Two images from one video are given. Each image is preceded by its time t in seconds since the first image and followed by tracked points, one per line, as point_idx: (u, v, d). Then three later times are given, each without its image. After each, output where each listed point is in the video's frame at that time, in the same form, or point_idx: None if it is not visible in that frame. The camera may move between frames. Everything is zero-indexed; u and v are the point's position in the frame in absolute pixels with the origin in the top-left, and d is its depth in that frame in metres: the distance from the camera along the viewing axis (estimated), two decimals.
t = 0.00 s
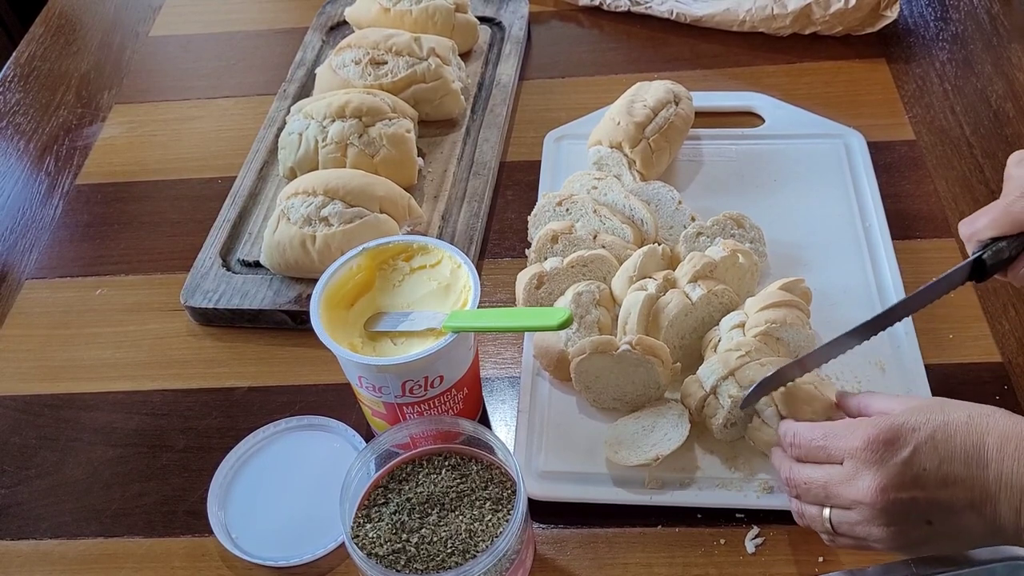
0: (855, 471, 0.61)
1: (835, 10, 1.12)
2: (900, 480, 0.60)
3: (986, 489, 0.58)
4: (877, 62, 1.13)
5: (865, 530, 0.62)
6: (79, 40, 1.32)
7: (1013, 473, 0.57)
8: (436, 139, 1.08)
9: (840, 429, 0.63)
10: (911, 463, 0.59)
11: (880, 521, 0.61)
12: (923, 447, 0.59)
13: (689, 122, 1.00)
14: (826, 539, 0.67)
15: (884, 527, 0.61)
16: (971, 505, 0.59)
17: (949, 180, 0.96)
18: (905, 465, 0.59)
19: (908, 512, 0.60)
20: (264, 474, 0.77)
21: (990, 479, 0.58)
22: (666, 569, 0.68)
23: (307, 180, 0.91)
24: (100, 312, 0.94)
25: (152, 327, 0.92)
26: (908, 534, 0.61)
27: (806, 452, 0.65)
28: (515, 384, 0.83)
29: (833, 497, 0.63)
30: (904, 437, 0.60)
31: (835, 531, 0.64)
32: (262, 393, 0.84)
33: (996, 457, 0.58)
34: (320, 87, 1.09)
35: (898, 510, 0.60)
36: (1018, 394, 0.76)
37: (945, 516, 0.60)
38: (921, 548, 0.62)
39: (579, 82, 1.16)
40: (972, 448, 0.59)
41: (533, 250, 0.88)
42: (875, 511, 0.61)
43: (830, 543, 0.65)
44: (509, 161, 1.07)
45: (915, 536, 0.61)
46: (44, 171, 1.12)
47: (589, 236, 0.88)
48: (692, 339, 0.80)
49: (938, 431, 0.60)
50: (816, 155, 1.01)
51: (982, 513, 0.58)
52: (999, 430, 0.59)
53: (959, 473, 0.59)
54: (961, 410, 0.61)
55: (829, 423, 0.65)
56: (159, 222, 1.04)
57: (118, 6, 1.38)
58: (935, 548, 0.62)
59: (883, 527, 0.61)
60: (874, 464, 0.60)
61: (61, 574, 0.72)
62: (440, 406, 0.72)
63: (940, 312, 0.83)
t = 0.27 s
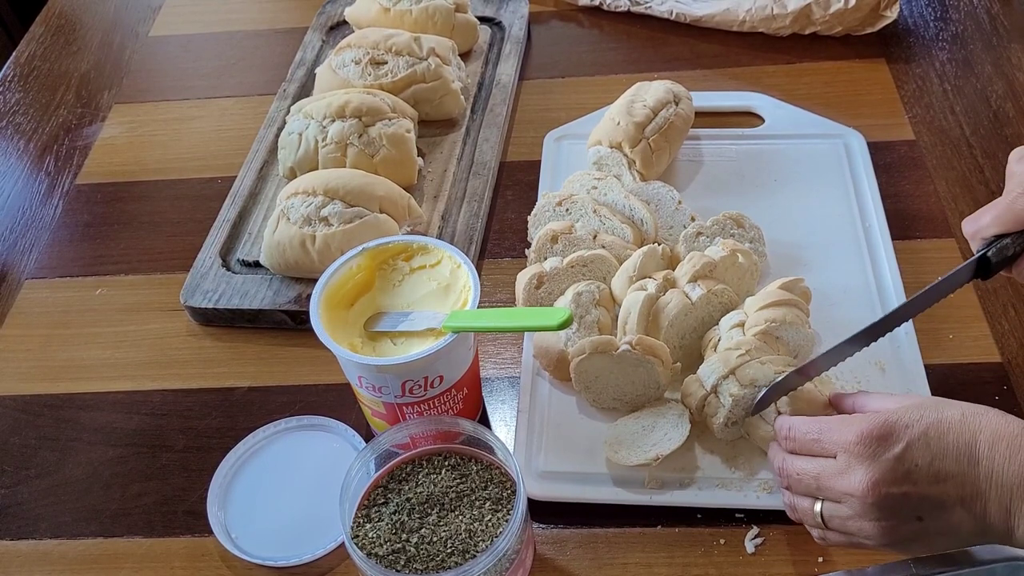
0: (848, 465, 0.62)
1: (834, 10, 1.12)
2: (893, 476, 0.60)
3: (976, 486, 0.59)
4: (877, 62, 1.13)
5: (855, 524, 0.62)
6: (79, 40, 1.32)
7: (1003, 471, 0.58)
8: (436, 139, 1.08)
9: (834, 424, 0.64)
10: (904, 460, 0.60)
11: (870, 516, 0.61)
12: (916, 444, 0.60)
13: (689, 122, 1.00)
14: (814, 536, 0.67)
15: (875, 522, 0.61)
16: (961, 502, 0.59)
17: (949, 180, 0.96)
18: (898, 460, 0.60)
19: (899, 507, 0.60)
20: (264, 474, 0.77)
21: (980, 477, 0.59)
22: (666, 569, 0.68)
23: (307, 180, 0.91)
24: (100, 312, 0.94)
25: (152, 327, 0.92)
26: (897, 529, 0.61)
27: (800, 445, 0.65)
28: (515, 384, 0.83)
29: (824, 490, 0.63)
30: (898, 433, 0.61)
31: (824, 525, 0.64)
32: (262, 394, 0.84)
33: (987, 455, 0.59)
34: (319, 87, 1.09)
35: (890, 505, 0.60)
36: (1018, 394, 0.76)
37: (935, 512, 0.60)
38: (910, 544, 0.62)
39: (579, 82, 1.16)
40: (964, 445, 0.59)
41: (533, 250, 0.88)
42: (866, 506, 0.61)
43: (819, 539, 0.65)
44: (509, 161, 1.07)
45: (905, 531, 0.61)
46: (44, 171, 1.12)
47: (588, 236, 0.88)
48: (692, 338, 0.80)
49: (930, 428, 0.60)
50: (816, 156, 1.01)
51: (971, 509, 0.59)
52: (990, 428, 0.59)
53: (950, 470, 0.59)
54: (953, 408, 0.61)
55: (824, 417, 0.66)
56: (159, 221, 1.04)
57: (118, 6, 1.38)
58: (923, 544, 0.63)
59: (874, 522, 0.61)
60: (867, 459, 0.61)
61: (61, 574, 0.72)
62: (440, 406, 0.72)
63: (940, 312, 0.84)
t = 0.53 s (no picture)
0: (836, 469, 0.61)
1: (835, 10, 1.12)
2: (880, 481, 0.60)
3: (963, 496, 0.58)
4: (878, 62, 1.13)
5: (841, 528, 0.62)
6: (79, 40, 1.32)
7: (991, 482, 0.58)
8: (436, 139, 1.08)
9: (827, 428, 0.63)
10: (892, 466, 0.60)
11: (856, 520, 0.61)
12: (906, 451, 0.60)
13: (688, 122, 1.00)
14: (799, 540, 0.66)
15: (860, 527, 0.61)
16: (948, 512, 0.59)
17: (949, 180, 0.96)
18: (886, 467, 0.60)
19: (885, 513, 0.60)
20: (263, 474, 0.77)
21: (968, 487, 0.58)
22: (666, 569, 0.68)
23: (307, 180, 0.91)
24: (100, 312, 0.94)
25: (152, 327, 0.92)
26: (883, 536, 0.61)
27: (791, 447, 0.65)
28: (515, 384, 0.83)
29: (812, 492, 0.63)
30: (888, 440, 0.60)
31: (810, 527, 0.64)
32: (262, 393, 0.84)
33: (976, 465, 0.58)
34: (319, 87, 1.09)
35: (876, 511, 0.60)
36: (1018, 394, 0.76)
37: (921, 520, 0.60)
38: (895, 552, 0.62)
39: (579, 82, 1.16)
40: (953, 455, 0.59)
41: (532, 250, 0.88)
42: (852, 509, 0.60)
43: (805, 542, 0.65)
44: (509, 160, 1.07)
45: (890, 538, 0.61)
46: (44, 171, 1.12)
47: (588, 235, 0.88)
48: (691, 338, 0.80)
49: (921, 436, 0.60)
50: (816, 156, 1.01)
51: (958, 519, 0.59)
52: (982, 439, 0.59)
53: (939, 479, 0.59)
54: (946, 418, 0.61)
55: (817, 420, 0.65)
56: (159, 221, 1.04)
57: (118, 6, 1.38)
58: (908, 553, 0.62)
59: (860, 526, 0.61)
60: (856, 463, 0.60)
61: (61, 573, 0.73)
62: (440, 406, 0.72)
63: (940, 312, 0.84)
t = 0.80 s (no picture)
0: (827, 465, 0.61)
1: (835, 10, 1.12)
2: (871, 479, 0.60)
3: (954, 495, 0.58)
4: (878, 62, 1.13)
5: (832, 525, 0.62)
6: (79, 40, 1.32)
7: (982, 481, 0.58)
8: (436, 139, 1.08)
9: (820, 426, 0.63)
10: (882, 463, 0.60)
11: (846, 517, 0.61)
12: (898, 449, 0.60)
13: (688, 122, 1.00)
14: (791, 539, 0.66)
15: (851, 525, 0.61)
16: (938, 511, 0.59)
17: (949, 180, 0.96)
18: (877, 464, 0.60)
19: (875, 511, 0.60)
20: (263, 473, 0.77)
21: (958, 486, 0.58)
22: (666, 569, 0.68)
23: (307, 180, 0.91)
24: (100, 312, 0.94)
25: (152, 327, 0.92)
26: (873, 534, 0.61)
27: (784, 444, 0.65)
28: (515, 384, 0.83)
29: (805, 490, 0.63)
30: (880, 438, 0.60)
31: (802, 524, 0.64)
32: (262, 393, 0.84)
33: (967, 465, 0.58)
34: (319, 87, 1.09)
35: (867, 508, 0.60)
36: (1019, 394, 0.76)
37: (911, 520, 0.60)
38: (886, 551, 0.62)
39: (579, 82, 1.16)
40: (944, 454, 0.59)
41: (531, 249, 0.88)
42: (842, 506, 0.60)
43: (796, 537, 0.65)
44: (509, 161, 1.07)
45: (881, 537, 0.61)
46: (44, 171, 1.12)
47: (586, 234, 0.88)
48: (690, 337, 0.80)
49: (913, 436, 0.60)
50: (816, 156, 1.01)
51: (948, 519, 0.59)
52: (974, 440, 0.59)
53: (930, 478, 0.59)
54: (938, 418, 0.61)
55: (811, 419, 0.65)
56: (159, 221, 1.04)
57: (118, 6, 1.38)
58: (899, 553, 0.62)
59: (850, 524, 0.61)
60: (847, 461, 0.60)
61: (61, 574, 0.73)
62: (440, 406, 0.72)
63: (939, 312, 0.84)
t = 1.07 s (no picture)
0: (825, 460, 0.62)
1: (835, 10, 1.12)
2: (869, 473, 0.60)
3: (952, 490, 0.58)
4: (878, 61, 1.13)
5: (829, 521, 0.62)
6: (79, 40, 1.32)
7: (980, 476, 0.58)
8: (436, 139, 1.08)
9: (818, 421, 0.64)
10: (880, 458, 0.60)
11: (844, 512, 0.61)
12: (896, 443, 0.60)
13: (688, 122, 1.00)
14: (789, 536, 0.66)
15: (849, 520, 0.61)
16: (936, 506, 0.59)
17: (949, 180, 0.96)
18: (875, 459, 0.60)
19: (873, 506, 0.60)
20: (263, 473, 0.77)
21: (955, 481, 0.58)
22: (666, 569, 0.68)
23: (307, 180, 0.91)
24: (100, 312, 0.94)
25: (152, 327, 0.92)
26: (872, 530, 0.61)
27: (782, 441, 0.65)
28: (514, 384, 0.83)
29: (804, 486, 0.63)
30: (878, 432, 0.61)
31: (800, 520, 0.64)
32: (262, 393, 0.84)
33: (965, 460, 0.58)
34: (319, 87, 1.09)
35: (865, 503, 0.60)
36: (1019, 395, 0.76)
37: (910, 514, 0.60)
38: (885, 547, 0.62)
39: (579, 82, 1.16)
40: (942, 449, 0.59)
41: (529, 248, 0.88)
42: (840, 501, 0.61)
43: (794, 534, 0.65)
44: (509, 161, 1.07)
45: (879, 532, 0.61)
46: (44, 171, 1.12)
47: (584, 234, 0.88)
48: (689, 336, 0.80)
49: (911, 430, 0.60)
50: (816, 156, 1.01)
51: (945, 514, 0.58)
52: (972, 435, 0.59)
53: (928, 472, 0.59)
54: (937, 414, 0.61)
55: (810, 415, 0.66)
56: (159, 221, 1.04)
57: (118, 6, 1.38)
58: (897, 549, 0.61)
59: (848, 519, 0.61)
60: (846, 455, 0.61)
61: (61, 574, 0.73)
62: (440, 406, 0.72)
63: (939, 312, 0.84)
